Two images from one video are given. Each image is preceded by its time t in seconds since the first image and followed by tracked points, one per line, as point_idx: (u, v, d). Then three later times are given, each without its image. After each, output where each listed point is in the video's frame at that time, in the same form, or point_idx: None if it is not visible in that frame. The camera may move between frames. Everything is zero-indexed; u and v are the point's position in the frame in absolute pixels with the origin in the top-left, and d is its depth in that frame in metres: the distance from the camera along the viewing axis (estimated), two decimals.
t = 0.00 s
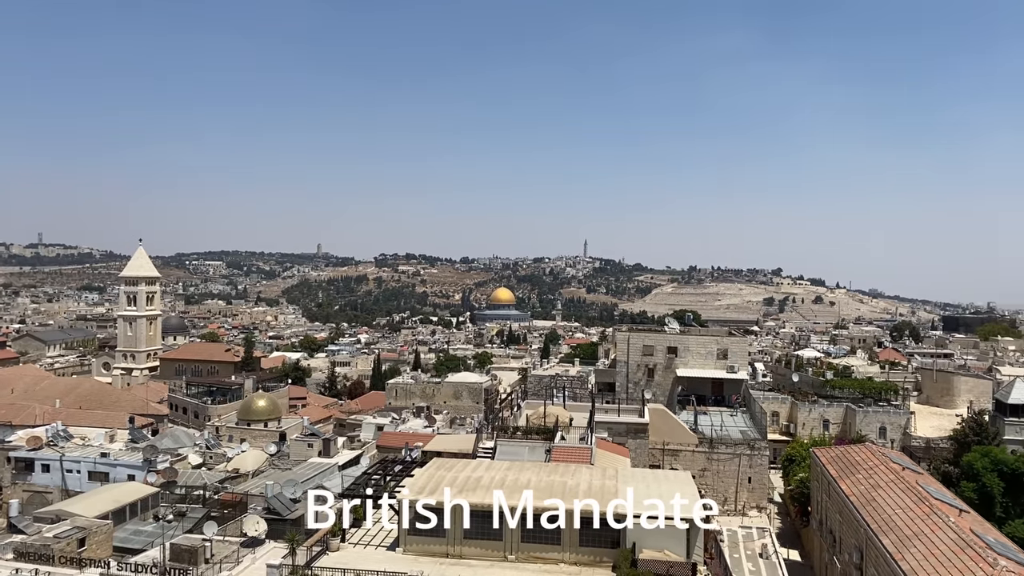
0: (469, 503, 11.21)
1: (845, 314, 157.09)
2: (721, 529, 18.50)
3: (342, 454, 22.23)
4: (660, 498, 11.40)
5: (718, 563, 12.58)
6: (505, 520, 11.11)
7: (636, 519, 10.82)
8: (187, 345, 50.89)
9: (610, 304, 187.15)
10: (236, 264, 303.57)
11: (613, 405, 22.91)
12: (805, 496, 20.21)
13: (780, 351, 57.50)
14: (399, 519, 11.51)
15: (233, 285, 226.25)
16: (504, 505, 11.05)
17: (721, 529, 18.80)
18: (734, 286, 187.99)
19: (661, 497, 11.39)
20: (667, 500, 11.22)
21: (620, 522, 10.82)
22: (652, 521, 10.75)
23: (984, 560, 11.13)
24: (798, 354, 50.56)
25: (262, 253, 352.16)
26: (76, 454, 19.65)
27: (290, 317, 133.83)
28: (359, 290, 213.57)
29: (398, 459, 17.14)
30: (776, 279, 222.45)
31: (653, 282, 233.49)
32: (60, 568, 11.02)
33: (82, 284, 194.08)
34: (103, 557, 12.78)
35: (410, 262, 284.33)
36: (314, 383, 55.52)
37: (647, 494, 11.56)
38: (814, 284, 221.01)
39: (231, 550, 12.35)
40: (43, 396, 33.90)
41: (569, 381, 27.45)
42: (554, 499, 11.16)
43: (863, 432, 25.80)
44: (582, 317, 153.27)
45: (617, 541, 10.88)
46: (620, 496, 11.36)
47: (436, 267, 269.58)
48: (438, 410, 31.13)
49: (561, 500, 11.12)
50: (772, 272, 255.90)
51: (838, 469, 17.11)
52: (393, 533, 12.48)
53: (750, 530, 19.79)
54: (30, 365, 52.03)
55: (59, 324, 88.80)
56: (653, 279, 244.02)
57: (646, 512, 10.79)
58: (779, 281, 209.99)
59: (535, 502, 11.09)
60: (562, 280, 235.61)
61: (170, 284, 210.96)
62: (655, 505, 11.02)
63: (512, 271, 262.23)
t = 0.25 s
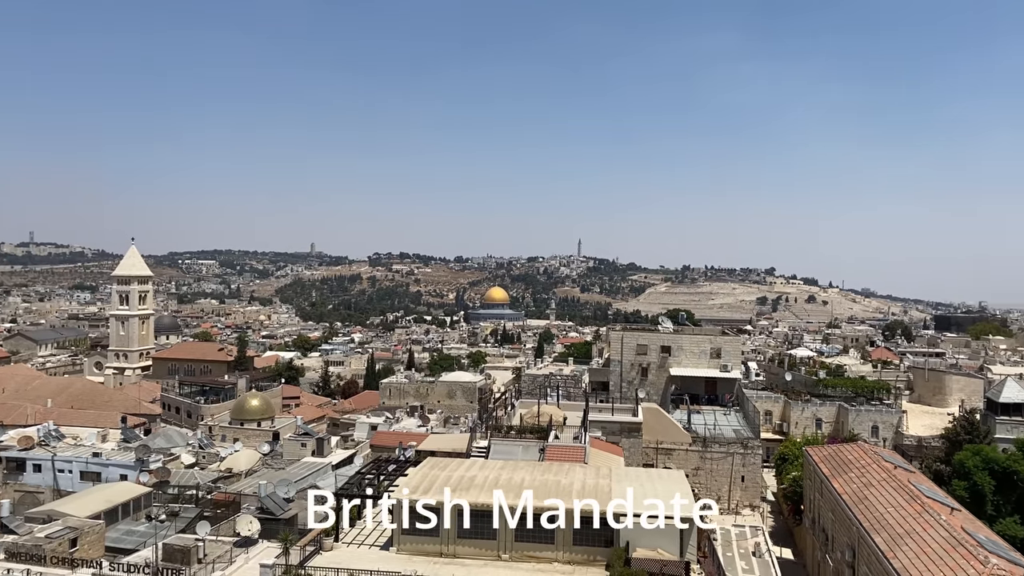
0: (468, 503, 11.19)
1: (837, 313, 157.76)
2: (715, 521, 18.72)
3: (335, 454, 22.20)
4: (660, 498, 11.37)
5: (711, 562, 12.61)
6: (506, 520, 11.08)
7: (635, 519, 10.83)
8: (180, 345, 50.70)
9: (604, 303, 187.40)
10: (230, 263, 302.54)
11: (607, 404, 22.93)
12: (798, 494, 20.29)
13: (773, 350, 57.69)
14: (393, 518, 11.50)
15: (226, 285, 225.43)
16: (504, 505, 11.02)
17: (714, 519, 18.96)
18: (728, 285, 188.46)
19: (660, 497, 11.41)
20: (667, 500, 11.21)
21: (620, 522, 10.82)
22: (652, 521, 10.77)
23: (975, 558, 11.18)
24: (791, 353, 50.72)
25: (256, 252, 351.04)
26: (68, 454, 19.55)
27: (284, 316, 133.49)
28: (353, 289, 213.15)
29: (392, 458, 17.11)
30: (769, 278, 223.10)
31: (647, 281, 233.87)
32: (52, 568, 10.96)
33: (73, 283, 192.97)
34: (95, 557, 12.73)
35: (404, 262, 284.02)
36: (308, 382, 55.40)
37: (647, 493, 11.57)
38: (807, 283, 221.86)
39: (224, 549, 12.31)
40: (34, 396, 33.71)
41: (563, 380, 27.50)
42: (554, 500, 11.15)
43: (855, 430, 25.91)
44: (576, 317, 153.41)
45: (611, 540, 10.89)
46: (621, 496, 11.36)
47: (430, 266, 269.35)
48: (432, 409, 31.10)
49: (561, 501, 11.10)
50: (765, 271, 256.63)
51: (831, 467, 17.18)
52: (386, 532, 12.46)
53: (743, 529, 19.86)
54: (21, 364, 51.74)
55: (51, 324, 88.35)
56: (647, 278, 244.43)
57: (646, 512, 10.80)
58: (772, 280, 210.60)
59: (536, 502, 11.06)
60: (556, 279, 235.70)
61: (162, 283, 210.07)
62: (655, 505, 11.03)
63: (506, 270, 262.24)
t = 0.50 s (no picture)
0: (466, 502, 11.18)
1: (831, 313, 158.28)
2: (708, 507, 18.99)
3: (330, 454, 22.16)
4: (660, 498, 11.39)
5: (706, 561, 12.63)
6: (506, 520, 11.08)
7: (635, 519, 10.85)
8: (174, 345, 50.55)
9: (599, 302, 187.62)
10: (224, 263, 301.69)
11: (602, 403, 22.94)
12: (792, 493, 20.36)
13: (767, 349, 57.86)
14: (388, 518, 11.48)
15: (220, 284, 224.72)
16: (505, 505, 11.02)
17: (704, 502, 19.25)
18: (722, 285, 188.79)
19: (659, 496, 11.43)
20: (668, 499, 11.23)
21: (619, 521, 10.83)
22: (652, 521, 10.81)
23: (968, 556, 11.22)
24: (785, 352, 50.91)
25: (250, 252, 350.07)
26: (61, 454, 19.47)
27: (278, 316, 133.20)
28: (347, 289, 212.82)
29: (387, 458, 17.10)
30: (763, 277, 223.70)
31: (641, 281, 234.21)
32: (46, 569, 10.93)
33: (66, 283, 192.00)
34: (88, 558, 12.69)
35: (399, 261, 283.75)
36: (302, 382, 55.30)
37: (645, 493, 11.59)
38: (802, 283, 222.60)
39: (218, 550, 12.27)
40: (27, 396, 33.54)
41: (558, 379, 27.51)
42: (554, 499, 11.16)
43: (849, 429, 25.99)
44: (571, 316, 153.61)
45: (606, 539, 10.91)
46: (621, 496, 11.39)
47: (425, 266, 269.17)
48: (427, 409, 31.07)
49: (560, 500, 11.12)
50: (760, 271, 257.20)
51: (825, 467, 17.23)
52: (381, 532, 12.45)
53: (737, 528, 19.92)
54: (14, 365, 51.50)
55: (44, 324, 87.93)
56: (641, 278, 244.81)
57: (646, 511, 10.83)
58: (766, 280, 211.16)
59: (536, 502, 11.06)
60: (551, 279, 235.80)
61: (156, 283, 209.30)
62: (655, 504, 11.06)
63: (501, 270, 262.16)
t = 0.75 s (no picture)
0: (463, 503, 11.17)
1: (825, 313, 158.78)
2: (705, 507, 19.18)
3: (324, 454, 22.13)
4: (659, 498, 11.40)
5: (701, 561, 12.63)
6: (504, 520, 11.09)
7: (633, 519, 10.87)
8: (167, 345, 50.38)
9: (594, 302, 187.81)
10: (218, 262, 300.81)
11: (597, 403, 22.97)
12: (786, 493, 20.42)
13: (762, 349, 58.04)
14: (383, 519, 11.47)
15: (214, 284, 224.19)
16: (505, 505, 11.03)
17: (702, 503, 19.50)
18: (717, 285, 189.14)
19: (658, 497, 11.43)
20: (667, 499, 11.24)
21: (617, 520, 10.84)
22: (650, 521, 10.84)
23: (961, 554, 11.26)
24: (779, 352, 51.08)
25: (244, 252, 349.52)
26: (54, 455, 19.37)
27: (273, 316, 132.94)
28: (342, 289, 212.60)
29: (381, 458, 17.07)
30: (757, 277, 224.26)
31: (636, 280, 234.47)
32: (38, 570, 10.89)
33: (59, 283, 191.15)
34: (81, 559, 12.65)
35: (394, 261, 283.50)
36: (297, 383, 55.22)
37: (644, 493, 11.59)
38: (796, 283, 223.31)
39: (212, 551, 12.24)
40: (19, 397, 33.39)
41: (553, 379, 27.52)
42: (553, 500, 11.17)
43: (843, 429, 26.06)
44: (566, 317, 153.75)
45: (601, 539, 10.92)
46: (620, 496, 11.41)
47: (420, 266, 268.95)
48: (422, 409, 31.04)
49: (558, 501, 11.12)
50: (754, 271, 257.79)
51: (819, 466, 17.27)
52: (376, 532, 12.44)
53: (731, 528, 19.98)
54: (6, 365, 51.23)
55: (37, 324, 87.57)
56: (636, 278, 245.18)
57: (646, 511, 10.85)
58: (760, 280, 211.75)
59: (535, 502, 11.06)
60: (546, 279, 235.93)
61: (150, 283, 208.71)
62: (655, 505, 11.07)
63: (496, 270, 262.12)
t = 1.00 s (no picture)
0: (461, 502, 11.17)
1: (821, 312, 159.18)
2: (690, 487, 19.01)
3: (320, 454, 22.10)
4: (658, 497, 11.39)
5: (697, 560, 12.64)
6: (502, 520, 11.09)
7: (631, 518, 10.86)
8: (163, 345, 50.25)
9: (590, 301, 187.98)
10: (214, 262, 300.15)
11: (593, 402, 23.00)
12: (782, 492, 20.45)
13: (758, 349, 58.14)
14: (379, 519, 11.46)
15: (210, 284, 223.65)
16: (504, 504, 11.02)
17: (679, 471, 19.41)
18: (713, 284, 189.37)
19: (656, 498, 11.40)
20: (666, 499, 11.24)
21: (614, 519, 10.84)
22: (649, 521, 10.82)
23: (956, 553, 11.28)
24: (775, 352, 51.18)
25: (240, 251, 348.87)
26: (49, 455, 19.32)
27: (269, 316, 132.72)
28: (339, 288, 212.38)
29: (378, 458, 17.05)
30: (753, 276, 224.74)
31: (632, 280, 234.71)
32: (34, 570, 10.87)
33: (54, 282, 190.51)
34: (77, 559, 12.62)
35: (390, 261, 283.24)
36: (293, 382, 55.15)
37: (642, 492, 11.59)
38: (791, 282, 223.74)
39: (207, 550, 12.22)
40: (14, 397, 33.27)
41: (549, 379, 27.50)
42: (553, 500, 11.16)
43: (839, 428, 26.11)
44: (563, 316, 153.74)
45: (597, 538, 10.93)
46: (618, 495, 11.41)
47: (417, 265, 268.78)
48: (418, 409, 31.00)
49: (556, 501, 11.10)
50: (750, 270, 258.14)
51: (815, 465, 17.31)
52: (372, 532, 12.42)
53: (728, 526, 20.00)
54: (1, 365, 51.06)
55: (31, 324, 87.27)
56: (632, 277, 245.36)
57: (645, 511, 10.84)
58: (756, 279, 212.13)
59: (534, 502, 11.05)
60: (542, 279, 236.02)
61: (146, 283, 208.21)
62: (655, 505, 11.05)
63: (492, 269, 262.08)
